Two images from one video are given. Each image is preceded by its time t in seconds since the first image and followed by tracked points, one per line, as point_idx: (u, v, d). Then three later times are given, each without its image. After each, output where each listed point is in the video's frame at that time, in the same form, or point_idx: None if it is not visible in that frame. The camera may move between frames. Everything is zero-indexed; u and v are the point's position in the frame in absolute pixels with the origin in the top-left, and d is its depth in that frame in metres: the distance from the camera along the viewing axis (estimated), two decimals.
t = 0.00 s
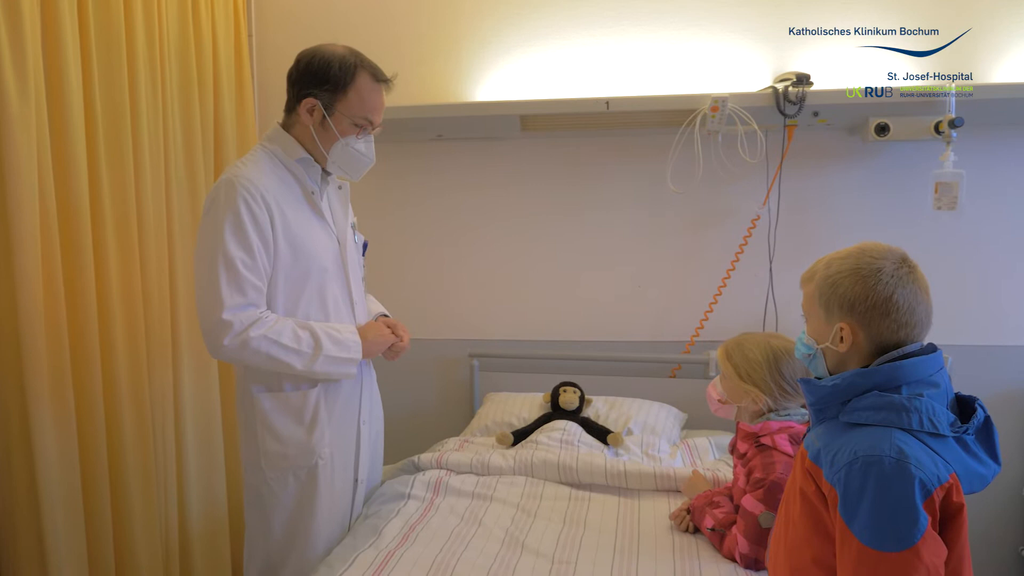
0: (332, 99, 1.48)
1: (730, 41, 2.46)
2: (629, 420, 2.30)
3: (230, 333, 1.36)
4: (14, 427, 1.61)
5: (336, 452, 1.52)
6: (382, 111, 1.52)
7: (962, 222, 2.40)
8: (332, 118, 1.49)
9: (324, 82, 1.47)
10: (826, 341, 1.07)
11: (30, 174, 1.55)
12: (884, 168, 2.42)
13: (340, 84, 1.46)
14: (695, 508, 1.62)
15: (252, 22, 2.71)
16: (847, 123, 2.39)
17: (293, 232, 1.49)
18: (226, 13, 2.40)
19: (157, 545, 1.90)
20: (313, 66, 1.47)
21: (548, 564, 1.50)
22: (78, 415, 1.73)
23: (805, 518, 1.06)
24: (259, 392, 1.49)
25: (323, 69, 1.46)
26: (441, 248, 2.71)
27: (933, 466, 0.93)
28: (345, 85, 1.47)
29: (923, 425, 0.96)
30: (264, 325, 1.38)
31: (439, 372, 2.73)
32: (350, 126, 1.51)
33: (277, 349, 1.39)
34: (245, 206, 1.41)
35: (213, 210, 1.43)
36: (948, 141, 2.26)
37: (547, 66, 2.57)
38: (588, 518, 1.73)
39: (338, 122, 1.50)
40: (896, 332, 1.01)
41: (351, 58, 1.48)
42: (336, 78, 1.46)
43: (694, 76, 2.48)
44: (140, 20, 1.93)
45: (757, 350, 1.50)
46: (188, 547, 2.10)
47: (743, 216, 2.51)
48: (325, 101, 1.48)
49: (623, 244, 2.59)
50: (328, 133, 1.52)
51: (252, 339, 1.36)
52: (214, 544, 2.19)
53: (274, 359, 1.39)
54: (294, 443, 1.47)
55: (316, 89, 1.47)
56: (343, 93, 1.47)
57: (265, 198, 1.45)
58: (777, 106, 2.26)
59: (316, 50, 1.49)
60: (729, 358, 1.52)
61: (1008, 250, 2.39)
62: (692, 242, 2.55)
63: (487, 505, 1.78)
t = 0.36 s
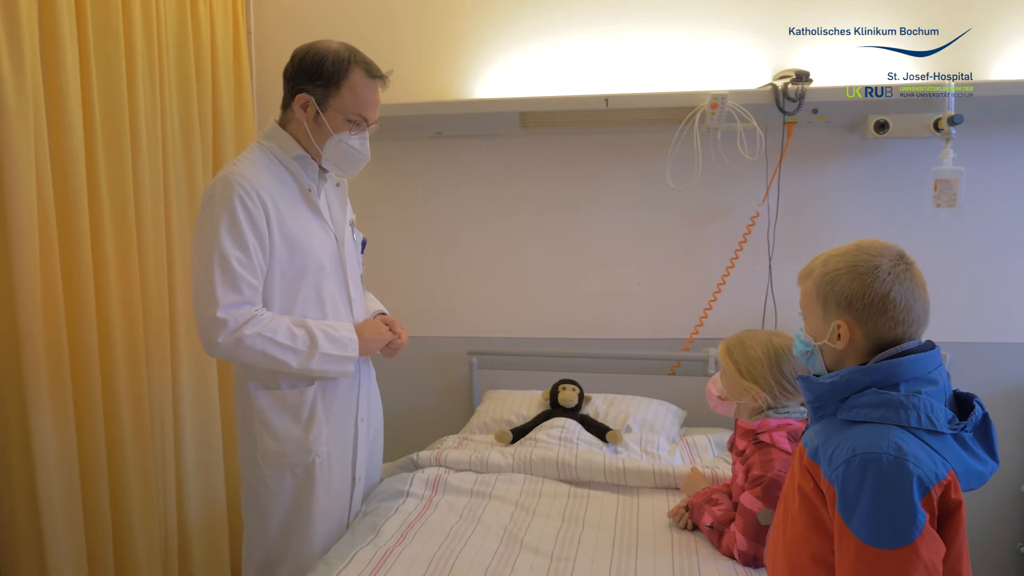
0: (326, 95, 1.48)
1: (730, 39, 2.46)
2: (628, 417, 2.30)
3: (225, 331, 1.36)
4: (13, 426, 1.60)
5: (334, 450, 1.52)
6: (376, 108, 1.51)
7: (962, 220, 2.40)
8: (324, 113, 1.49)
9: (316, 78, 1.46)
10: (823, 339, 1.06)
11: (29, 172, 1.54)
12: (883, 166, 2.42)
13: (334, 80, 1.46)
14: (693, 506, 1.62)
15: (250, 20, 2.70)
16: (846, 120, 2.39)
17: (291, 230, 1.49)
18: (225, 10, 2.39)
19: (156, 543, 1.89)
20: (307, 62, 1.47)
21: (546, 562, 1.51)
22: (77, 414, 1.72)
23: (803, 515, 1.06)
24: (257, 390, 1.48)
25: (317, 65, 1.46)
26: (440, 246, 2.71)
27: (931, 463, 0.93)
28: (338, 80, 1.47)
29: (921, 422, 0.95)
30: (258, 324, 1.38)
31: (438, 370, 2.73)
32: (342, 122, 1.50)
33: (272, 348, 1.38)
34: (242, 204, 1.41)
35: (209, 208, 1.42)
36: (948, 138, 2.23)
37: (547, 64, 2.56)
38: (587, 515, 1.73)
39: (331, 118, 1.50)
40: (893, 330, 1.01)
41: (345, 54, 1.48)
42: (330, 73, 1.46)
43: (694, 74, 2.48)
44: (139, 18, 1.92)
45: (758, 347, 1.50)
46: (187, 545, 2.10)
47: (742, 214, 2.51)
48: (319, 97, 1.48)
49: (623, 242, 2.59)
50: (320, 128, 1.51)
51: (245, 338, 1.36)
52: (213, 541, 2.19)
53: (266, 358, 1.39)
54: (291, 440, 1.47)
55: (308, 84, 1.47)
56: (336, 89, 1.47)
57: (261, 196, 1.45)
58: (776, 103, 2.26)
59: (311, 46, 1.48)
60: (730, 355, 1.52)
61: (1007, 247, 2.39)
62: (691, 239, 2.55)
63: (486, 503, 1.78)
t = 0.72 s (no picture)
0: (321, 92, 1.47)
1: (729, 38, 2.45)
2: (626, 417, 2.30)
3: (198, 329, 1.33)
4: (10, 425, 1.60)
5: (329, 450, 1.51)
6: (372, 107, 1.51)
7: (960, 219, 2.40)
8: (318, 110, 1.48)
9: (311, 75, 1.46)
10: (822, 338, 1.06)
11: (25, 171, 1.54)
12: (881, 165, 2.42)
13: (328, 77, 1.46)
14: (691, 505, 1.62)
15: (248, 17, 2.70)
16: (844, 119, 2.39)
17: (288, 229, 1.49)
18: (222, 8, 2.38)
19: (153, 543, 1.89)
20: (302, 60, 1.47)
21: (543, 562, 1.50)
22: (74, 413, 1.72)
23: (801, 514, 1.06)
24: (253, 389, 1.46)
25: (312, 62, 1.46)
26: (438, 245, 2.71)
27: (929, 463, 0.93)
28: (333, 78, 1.46)
29: (920, 421, 0.95)
30: (232, 312, 1.32)
31: (436, 369, 2.73)
32: (336, 119, 1.49)
33: (243, 340, 1.32)
34: (237, 204, 1.40)
35: (204, 206, 1.42)
36: (947, 137, 2.24)
37: (546, 63, 2.55)
38: (584, 515, 1.73)
39: (326, 116, 1.49)
40: (892, 328, 1.01)
41: (341, 52, 1.47)
42: (324, 70, 1.45)
43: (693, 73, 2.48)
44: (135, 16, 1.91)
45: (755, 346, 1.50)
46: (184, 544, 2.10)
47: (741, 213, 2.51)
48: (313, 95, 1.47)
49: (621, 241, 2.59)
50: (315, 126, 1.51)
51: (217, 329, 1.31)
52: (210, 540, 2.18)
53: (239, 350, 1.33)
54: (287, 439, 1.46)
55: (303, 82, 1.47)
56: (331, 86, 1.47)
57: (257, 195, 1.44)
58: (774, 101, 2.25)
59: (307, 43, 1.48)
60: (728, 354, 1.52)
61: (1006, 246, 2.39)
62: (690, 238, 2.54)
63: (484, 502, 1.78)
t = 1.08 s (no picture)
0: (320, 91, 1.47)
1: (729, 37, 2.45)
2: (625, 416, 2.30)
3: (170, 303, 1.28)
4: (8, 425, 1.59)
5: (327, 449, 1.51)
6: (370, 106, 1.50)
7: (959, 218, 2.40)
8: (317, 109, 1.48)
9: (310, 74, 1.46)
10: (821, 337, 1.06)
11: (23, 171, 1.53)
12: (880, 164, 2.41)
13: (327, 76, 1.46)
14: (690, 504, 1.62)
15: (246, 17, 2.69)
16: (843, 118, 2.38)
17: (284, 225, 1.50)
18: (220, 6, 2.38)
19: (151, 542, 1.88)
20: (302, 58, 1.47)
21: (542, 561, 1.50)
22: (73, 414, 1.71)
23: (801, 514, 1.05)
24: (252, 389, 1.47)
25: (312, 61, 1.46)
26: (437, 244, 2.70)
27: (929, 462, 0.92)
28: (332, 77, 1.46)
29: (920, 420, 0.95)
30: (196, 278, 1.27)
31: (435, 368, 2.73)
32: (335, 119, 1.49)
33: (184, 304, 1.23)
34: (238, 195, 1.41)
35: (205, 197, 1.41)
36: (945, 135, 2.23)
37: (546, 62, 2.55)
38: (583, 514, 1.73)
39: (325, 115, 1.49)
40: (892, 327, 1.01)
41: (341, 51, 1.47)
42: (323, 70, 1.45)
43: (692, 72, 2.47)
44: (133, 16, 1.91)
45: (754, 345, 1.50)
46: (183, 543, 2.09)
47: (740, 212, 2.50)
48: (312, 93, 1.47)
49: (620, 240, 2.58)
50: (314, 125, 1.51)
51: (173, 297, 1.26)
52: (210, 540, 2.17)
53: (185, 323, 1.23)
54: (285, 438, 1.46)
55: (303, 80, 1.47)
56: (330, 85, 1.46)
57: (256, 190, 1.45)
58: (773, 99, 2.24)
59: (307, 42, 1.48)
60: (727, 353, 1.52)
61: (1005, 245, 2.38)
62: (688, 237, 2.54)
63: (483, 502, 1.78)
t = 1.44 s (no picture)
0: (322, 91, 1.47)
1: (728, 37, 2.45)
2: (624, 415, 2.29)
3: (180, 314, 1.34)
4: (5, 426, 1.59)
5: (327, 450, 1.51)
6: (373, 108, 1.50)
7: (958, 217, 2.40)
8: (321, 109, 1.48)
9: (313, 74, 1.46)
10: (821, 336, 1.06)
11: (19, 171, 1.53)
12: (879, 163, 2.41)
13: (330, 77, 1.45)
14: (689, 504, 1.61)
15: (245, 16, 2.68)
16: (842, 117, 2.38)
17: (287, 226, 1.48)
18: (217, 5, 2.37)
19: (149, 542, 1.88)
20: (305, 58, 1.46)
21: (541, 561, 1.50)
22: (70, 413, 1.70)
23: (801, 513, 1.05)
24: (250, 386, 1.46)
25: (315, 61, 1.45)
26: (436, 243, 2.70)
27: (929, 462, 0.92)
28: (336, 77, 1.45)
29: (920, 420, 0.95)
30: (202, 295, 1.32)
31: (434, 368, 2.72)
32: (338, 120, 1.48)
33: (211, 315, 1.30)
34: (240, 197, 1.40)
35: (204, 198, 1.41)
36: (943, 135, 2.24)
37: (545, 61, 2.55)
38: (582, 514, 1.72)
39: (327, 116, 1.48)
40: (891, 327, 1.00)
41: (345, 51, 1.47)
42: (326, 70, 1.45)
43: (691, 72, 2.47)
44: (130, 16, 1.90)
45: (753, 344, 1.49)
46: (181, 543, 2.09)
47: (739, 211, 2.50)
48: (315, 94, 1.47)
49: (619, 240, 2.58)
50: (316, 125, 1.50)
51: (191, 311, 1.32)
52: (208, 539, 2.17)
53: (217, 330, 1.31)
54: (284, 438, 1.46)
55: (305, 80, 1.46)
56: (332, 86, 1.46)
57: (260, 190, 1.45)
58: (771, 99, 2.24)
59: (311, 43, 1.48)
60: (726, 353, 1.51)
61: (1005, 244, 2.38)
62: (687, 237, 2.54)
63: (481, 501, 1.77)
